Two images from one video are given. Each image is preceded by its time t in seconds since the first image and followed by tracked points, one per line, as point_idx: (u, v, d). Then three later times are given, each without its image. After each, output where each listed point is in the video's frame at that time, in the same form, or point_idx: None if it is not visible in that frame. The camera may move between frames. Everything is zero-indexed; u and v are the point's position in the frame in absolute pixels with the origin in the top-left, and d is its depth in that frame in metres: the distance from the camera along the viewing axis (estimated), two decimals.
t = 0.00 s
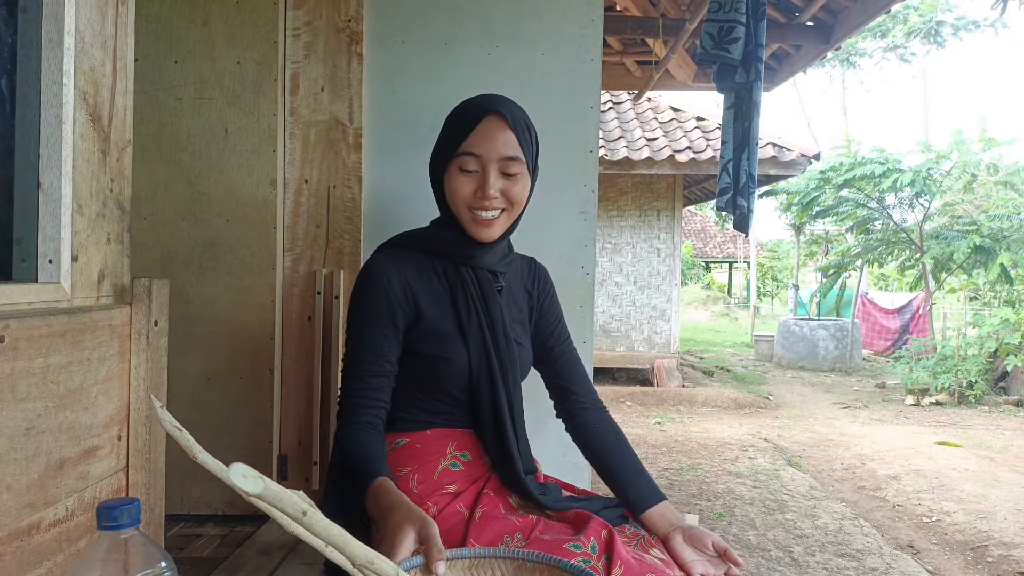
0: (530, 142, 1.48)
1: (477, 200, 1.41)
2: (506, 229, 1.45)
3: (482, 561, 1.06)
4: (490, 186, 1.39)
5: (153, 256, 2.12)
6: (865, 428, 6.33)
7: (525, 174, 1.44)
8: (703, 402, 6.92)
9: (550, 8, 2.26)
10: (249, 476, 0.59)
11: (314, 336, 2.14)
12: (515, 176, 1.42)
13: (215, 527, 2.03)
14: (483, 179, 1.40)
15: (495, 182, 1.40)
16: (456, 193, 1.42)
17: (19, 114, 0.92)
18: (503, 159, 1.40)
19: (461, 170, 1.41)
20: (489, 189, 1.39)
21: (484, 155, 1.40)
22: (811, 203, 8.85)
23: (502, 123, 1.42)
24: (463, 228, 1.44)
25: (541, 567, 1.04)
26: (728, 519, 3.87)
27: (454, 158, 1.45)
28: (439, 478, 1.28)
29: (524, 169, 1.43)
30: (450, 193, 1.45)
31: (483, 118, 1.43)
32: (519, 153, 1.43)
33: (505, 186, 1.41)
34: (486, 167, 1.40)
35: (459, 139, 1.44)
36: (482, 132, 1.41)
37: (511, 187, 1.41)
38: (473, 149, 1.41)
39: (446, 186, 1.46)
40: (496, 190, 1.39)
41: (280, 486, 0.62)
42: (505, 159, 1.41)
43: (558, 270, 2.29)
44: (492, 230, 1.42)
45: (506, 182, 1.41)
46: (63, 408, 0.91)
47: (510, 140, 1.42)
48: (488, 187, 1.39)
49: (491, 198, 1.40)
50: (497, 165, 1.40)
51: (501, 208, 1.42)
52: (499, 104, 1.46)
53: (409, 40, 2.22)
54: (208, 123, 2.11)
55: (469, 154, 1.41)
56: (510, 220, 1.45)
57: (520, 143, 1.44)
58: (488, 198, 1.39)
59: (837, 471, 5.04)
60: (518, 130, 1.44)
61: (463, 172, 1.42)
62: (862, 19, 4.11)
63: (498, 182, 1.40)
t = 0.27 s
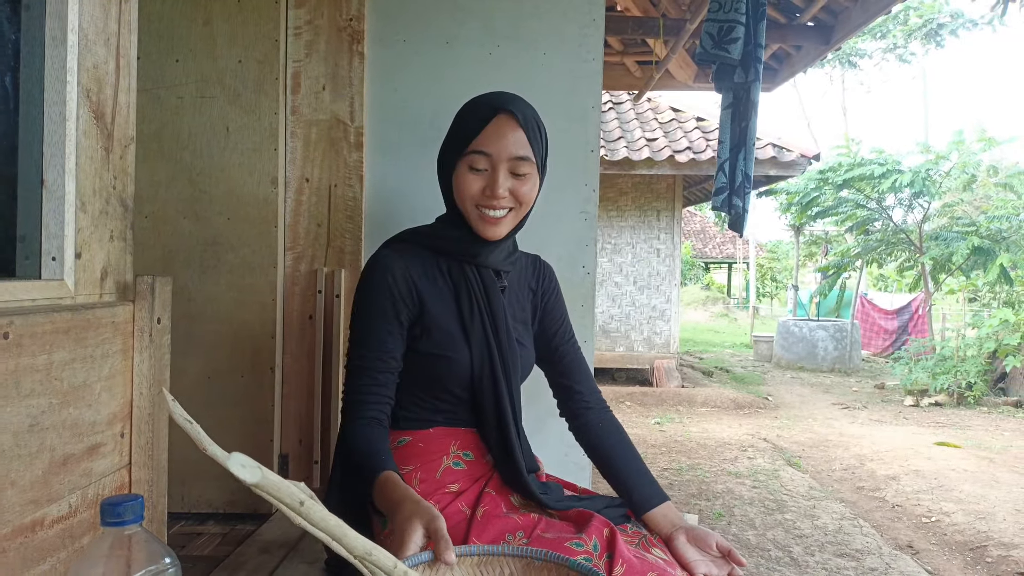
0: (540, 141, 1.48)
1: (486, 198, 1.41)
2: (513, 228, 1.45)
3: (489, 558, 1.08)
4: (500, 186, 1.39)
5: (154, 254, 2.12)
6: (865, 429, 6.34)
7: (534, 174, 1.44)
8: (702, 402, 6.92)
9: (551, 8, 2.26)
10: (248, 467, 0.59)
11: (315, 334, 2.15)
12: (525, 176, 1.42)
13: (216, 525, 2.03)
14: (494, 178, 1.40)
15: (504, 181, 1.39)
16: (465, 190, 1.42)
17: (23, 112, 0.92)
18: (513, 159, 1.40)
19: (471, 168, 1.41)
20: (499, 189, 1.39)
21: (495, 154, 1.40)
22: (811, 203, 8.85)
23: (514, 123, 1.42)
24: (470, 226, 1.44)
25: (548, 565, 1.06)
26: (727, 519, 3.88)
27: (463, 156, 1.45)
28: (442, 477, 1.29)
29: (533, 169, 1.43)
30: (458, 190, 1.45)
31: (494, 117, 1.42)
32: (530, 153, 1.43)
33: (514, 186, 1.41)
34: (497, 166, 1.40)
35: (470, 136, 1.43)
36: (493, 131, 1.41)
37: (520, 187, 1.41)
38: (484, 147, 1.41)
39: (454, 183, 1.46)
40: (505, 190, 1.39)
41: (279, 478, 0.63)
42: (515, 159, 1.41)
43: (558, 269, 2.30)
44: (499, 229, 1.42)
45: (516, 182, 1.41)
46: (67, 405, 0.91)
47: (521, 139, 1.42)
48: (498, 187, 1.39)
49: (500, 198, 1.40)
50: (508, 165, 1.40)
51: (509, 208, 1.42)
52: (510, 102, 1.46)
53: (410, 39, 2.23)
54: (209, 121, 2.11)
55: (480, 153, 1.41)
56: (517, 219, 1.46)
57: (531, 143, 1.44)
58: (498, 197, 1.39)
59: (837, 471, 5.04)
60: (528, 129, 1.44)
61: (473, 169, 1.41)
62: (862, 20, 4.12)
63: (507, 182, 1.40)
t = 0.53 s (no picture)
0: (548, 144, 1.48)
1: (494, 200, 1.41)
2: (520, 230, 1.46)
3: (492, 554, 1.09)
4: (508, 188, 1.39)
5: (158, 253, 2.13)
6: (866, 427, 6.34)
7: (543, 177, 1.44)
8: (703, 402, 6.92)
9: (552, 8, 2.26)
10: (252, 463, 0.60)
11: (318, 334, 2.16)
12: (533, 179, 1.42)
13: (219, 523, 2.04)
14: (502, 181, 1.39)
15: (513, 185, 1.39)
16: (473, 192, 1.42)
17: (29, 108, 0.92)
18: (522, 162, 1.40)
19: (479, 171, 1.41)
20: (507, 192, 1.39)
21: (504, 157, 1.39)
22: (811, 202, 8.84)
23: (523, 126, 1.41)
24: (478, 228, 1.44)
25: (552, 561, 1.06)
26: (728, 517, 3.88)
27: (471, 157, 1.44)
28: (446, 475, 1.29)
29: (542, 172, 1.43)
30: (466, 192, 1.45)
31: (503, 119, 1.42)
32: (539, 156, 1.42)
33: (522, 189, 1.40)
34: (505, 169, 1.39)
35: (478, 138, 1.43)
36: (502, 134, 1.40)
37: (528, 190, 1.41)
38: (493, 149, 1.40)
39: (463, 184, 1.46)
40: (513, 193, 1.39)
41: (282, 473, 0.64)
42: (524, 162, 1.40)
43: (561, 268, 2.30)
44: (506, 231, 1.42)
45: (524, 185, 1.41)
46: (74, 401, 0.91)
47: (530, 143, 1.42)
48: (506, 189, 1.38)
49: (508, 200, 1.39)
50: (516, 168, 1.40)
51: (516, 211, 1.42)
52: (520, 104, 1.45)
53: (412, 38, 2.23)
54: (212, 120, 2.12)
55: (488, 155, 1.40)
56: (525, 221, 1.45)
57: (540, 146, 1.44)
58: (506, 200, 1.39)
59: (838, 470, 5.05)
60: (537, 132, 1.44)
61: (482, 172, 1.41)
62: (863, 19, 4.12)
63: (516, 185, 1.40)
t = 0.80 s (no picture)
0: (549, 143, 1.47)
1: (492, 200, 1.40)
2: (519, 229, 1.45)
3: (493, 548, 1.10)
4: (506, 187, 1.38)
5: (160, 250, 2.14)
6: (865, 427, 6.35)
7: (542, 176, 1.42)
8: (703, 401, 6.93)
9: (551, 7, 2.27)
10: (256, 452, 0.60)
11: (319, 331, 2.17)
12: (532, 178, 1.41)
13: (220, 520, 2.05)
14: (500, 180, 1.39)
15: (511, 184, 1.38)
16: (471, 191, 1.42)
17: (34, 104, 0.93)
18: (521, 161, 1.39)
19: (477, 169, 1.41)
20: (505, 191, 1.38)
21: (502, 156, 1.38)
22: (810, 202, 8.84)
23: (522, 124, 1.40)
24: (477, 227, 1.44)
25: (553, 554, 1.07)
26: (728, 515, 3.89)
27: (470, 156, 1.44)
28: (448, 472, 1.31)
29: (541, 171, 1.42)
30: (465, 191, 1.44)
31: (503, 117, 1.41)
32: (538, 154, 1.41)
33: (520, 188, 1.39)
34: (503, 168, 1.39)
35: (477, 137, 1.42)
36: (501, 132, 1.40)
37: (526, 189, 1.40)
38: (491, 148, 1.39)
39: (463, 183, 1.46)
40: (511, 192, 1.38)
41: (287, 464, 0.64)
42: (523, 161, 1.39)
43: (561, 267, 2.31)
44: (506, 230, 1.42)
45: (523, 184, 1.40)
46: (79, 394, 0.92)
47: (529, 141, 1.41)
48: (503, 189, 1.38)
49: (506, 200, 1.39)
50: (515, 167, 1.39)
51: (515, 210, 1.41)
52: (520, 102, 1.44)
53: (412, 36, 2.24)
54: (213, 118, 2.12)
55: (487, 154, 1.40)
56: (525, 220, 1.45)
57: (539, 145, 1.43)
58: (504, 199, 1.39)
59: (838, 469, 5.05)
60: (537, 131, 1.43)
61: (480, 170, 1.41)
62: (862, 18, 4.13)
63: (514, 184, 1.39)
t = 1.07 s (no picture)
0: (545, 133, 1.45)
1: (485, 187, 1.38)
2: (515, 219, 1.43)
3: (499, 536, 1.09)
4: (498, 175, 1.37)
5: (163, 241, 2.14)
6: (867, 424, 6.34)
7: (537, 164, 1.41)
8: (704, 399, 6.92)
9: None
10: (262, 435, 0.60)
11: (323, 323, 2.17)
12: (526, 167, 1.39)
13: (223, 512, 2.05)
14: (493, 167, 1.37)
15: (504, 171, 1.37)
16: (465, 180, 1.41)
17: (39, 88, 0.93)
18: (513, 149, 1.37)
19: (471, 156, 1.39)
20: (497, 178, 1.37)
21: (494, 143, 1.37)
22: (811, 200, 8.82)
23: (515, 112, 1.39)
24: (472, 217, 1.42)
25: (559, 542, 1.07)
26: (730, 511, 3.89)
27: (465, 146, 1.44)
28: (453, 462, 1.31)
29: (535, 159, 1.40)
30: (460, 181, 1.44)
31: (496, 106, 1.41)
32: (532, 142, 1.40)
33: (513, 175, 1.38)
34: (496, 155, 1.38)
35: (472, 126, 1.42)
36: (493, 120, 1.39)
37: (520, 177, 1.38)
38: (484, 136, 1.39)
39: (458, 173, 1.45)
40: (502, 179, 1.37)
41: (294, 445, 0.63)
42: (515, 148, 1.38)
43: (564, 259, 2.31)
44: (500, 219, 1.40)
45: (516, 172, 1.38)
46: (85, 378, 0.92)
47: (523, 129, 1.39)
48: (495, 176, 1.36)
49: (499, 186, 1.37)
50: (507, 155, 1.38)
51: (509, 198, 1.39)
52: (515, 91, 1.43)
53: (416, 28, 2.23)
54: (216, 110, 2.12)
55: (480, 141, 1.39)
56: (520, 210, 1.42)
57: (534, 134, 1.42)
58: (496, 187, 1.37)
59: (839, 466, 5.05)
60: (532, 119, 1.42)
61: (473, 157, 1.40)
62: (865, 15, 4.12)
63: (506, 171, 1.37)
